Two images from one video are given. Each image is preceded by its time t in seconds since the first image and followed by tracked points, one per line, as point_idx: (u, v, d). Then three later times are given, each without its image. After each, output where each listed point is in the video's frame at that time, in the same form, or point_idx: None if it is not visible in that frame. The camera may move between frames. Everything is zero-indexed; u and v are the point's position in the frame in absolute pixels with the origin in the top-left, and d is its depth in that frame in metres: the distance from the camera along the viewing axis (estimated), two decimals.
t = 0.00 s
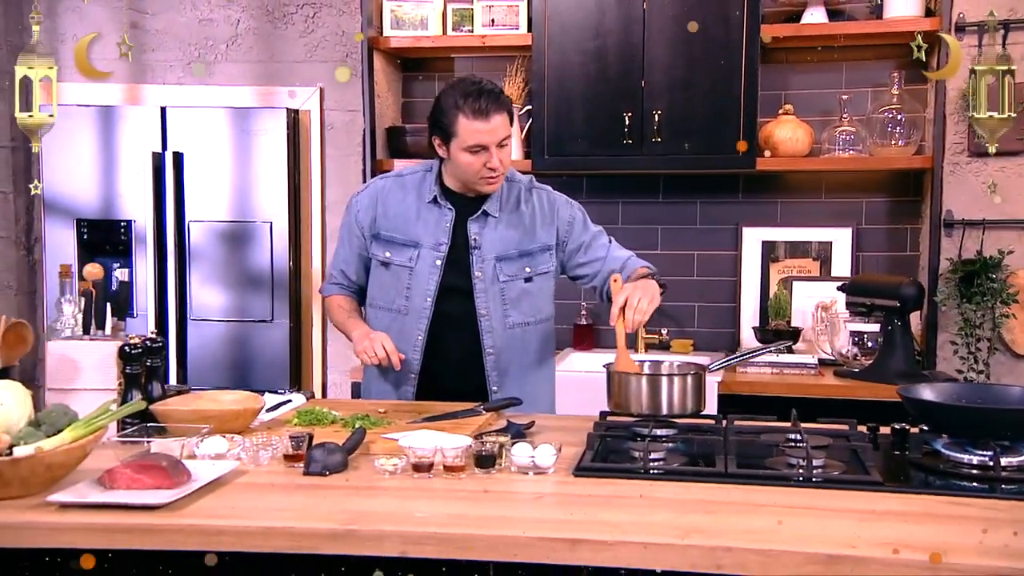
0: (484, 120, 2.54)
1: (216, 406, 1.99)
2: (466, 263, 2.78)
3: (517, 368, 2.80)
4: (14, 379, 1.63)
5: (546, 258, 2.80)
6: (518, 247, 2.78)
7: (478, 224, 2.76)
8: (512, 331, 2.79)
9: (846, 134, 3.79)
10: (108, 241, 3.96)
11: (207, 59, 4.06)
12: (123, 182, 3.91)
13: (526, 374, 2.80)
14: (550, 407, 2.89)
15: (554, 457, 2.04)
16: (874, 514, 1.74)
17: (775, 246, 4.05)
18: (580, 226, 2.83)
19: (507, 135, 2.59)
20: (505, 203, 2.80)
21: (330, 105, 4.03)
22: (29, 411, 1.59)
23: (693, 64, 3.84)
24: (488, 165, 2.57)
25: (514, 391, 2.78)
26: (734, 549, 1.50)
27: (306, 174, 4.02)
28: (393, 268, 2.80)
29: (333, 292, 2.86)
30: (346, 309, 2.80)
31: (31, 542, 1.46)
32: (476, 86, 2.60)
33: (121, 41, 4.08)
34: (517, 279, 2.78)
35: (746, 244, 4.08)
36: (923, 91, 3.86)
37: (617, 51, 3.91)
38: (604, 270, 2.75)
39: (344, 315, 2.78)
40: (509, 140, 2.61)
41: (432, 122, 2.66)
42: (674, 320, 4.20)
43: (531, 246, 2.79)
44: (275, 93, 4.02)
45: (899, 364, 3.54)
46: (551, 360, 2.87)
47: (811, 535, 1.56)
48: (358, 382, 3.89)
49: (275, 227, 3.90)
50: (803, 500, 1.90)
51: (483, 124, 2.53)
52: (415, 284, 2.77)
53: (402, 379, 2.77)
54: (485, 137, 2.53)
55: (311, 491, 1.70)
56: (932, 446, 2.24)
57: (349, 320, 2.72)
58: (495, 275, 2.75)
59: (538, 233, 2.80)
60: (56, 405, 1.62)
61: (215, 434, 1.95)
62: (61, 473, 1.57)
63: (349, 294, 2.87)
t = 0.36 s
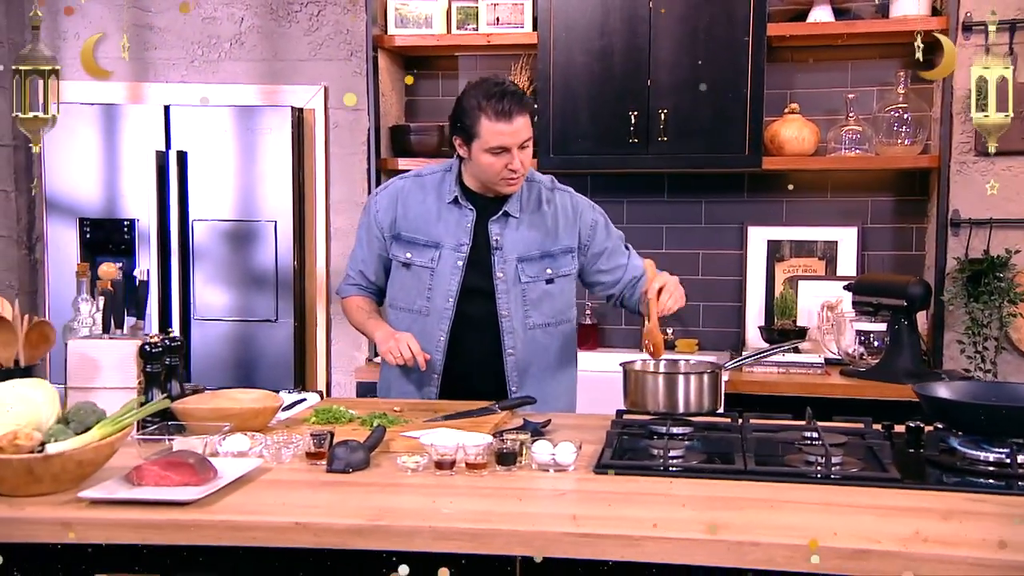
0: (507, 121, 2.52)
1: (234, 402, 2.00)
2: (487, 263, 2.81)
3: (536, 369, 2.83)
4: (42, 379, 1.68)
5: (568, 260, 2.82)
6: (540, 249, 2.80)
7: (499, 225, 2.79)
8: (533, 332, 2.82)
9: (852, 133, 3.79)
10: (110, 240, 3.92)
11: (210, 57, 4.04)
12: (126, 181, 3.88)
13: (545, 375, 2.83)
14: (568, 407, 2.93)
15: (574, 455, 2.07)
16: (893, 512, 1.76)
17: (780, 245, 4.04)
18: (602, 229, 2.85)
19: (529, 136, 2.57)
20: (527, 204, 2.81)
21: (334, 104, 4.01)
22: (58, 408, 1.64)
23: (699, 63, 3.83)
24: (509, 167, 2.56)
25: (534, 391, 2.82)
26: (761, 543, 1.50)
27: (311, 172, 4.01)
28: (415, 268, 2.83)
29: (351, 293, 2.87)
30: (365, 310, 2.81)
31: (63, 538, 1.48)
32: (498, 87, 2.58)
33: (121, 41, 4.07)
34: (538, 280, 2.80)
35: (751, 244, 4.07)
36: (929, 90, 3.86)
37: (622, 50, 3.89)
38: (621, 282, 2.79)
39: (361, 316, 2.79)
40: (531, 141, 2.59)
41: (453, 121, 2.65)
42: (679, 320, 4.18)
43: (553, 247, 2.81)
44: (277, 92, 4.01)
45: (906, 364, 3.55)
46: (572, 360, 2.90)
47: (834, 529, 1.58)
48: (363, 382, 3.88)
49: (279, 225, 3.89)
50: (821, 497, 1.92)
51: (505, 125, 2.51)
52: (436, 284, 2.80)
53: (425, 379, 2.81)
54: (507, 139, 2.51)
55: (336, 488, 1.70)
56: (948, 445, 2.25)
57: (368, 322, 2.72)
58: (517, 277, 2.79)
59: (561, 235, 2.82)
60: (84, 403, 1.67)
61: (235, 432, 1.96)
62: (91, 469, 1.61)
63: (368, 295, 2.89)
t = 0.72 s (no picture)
0: (521, 123, 2.50)
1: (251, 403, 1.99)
2: (506, 262, 2.80)
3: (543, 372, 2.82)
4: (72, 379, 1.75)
5: (585, 270, 2.83)
6: (560, 254, 2.80)
7: (520, 226, 2.79)
8: (542, 335, 2.82)
9: (860, 132, 3.78)
10: (113, 240, 3.92)
11: (214, 55, 4.01)
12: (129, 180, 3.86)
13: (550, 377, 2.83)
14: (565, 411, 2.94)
15: (594, 452, 2.09)
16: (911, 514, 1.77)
17: (787, 244, 4.03)
18: (614, 249, 2.88)
19: (546, 138, 2.54)
20: (549, 210, 2.81)
21: (339, 103, 3.99)
22: (85, 407, 1.70)
23: (706, 62, 3.82)
24: (521, 169, 2.55)
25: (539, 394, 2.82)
26: (787, 538, 1.50)
27: (315, 172, 3.98)
28: (434, 263, 2.82)
29: (362, 284, 2.86)
30: (376, 302, 2.80)
31: (99, 533, 1.53)
32: (519, 86, 2.55)
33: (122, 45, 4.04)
34: (554, 285, 2.80)
35: (757, 243, 4.05)
36: (936, 89, 3.85)
37: (628, 48, 3.88)
38: (614, 311, 2.86)
39: (373, 309, 2.77)
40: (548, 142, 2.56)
41: (475, 118, 2.64)
42: (685, 319, 4.15)
43: (572, 254, 2.81)
44: (283, 91, 3.97)
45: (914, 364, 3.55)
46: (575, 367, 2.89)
47: (856, 526, 1.60)
48: (368, 381, 3.85)
49: (284, 225, 3.87)
50: (841, 494, 1.93)
51: (518, 128, 2.49)
52: (454, 280, 2.79)
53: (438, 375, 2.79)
54: (519, 141, 2.50)
55: (360, 485, 1.70)
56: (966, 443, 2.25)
57: (382, 316, 2.72)
58: (534, 279, 2.79)
59: (580, 244, 2.82)
60: (112, 403, 1.71)
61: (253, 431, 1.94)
62: (118, 466, 1.66)
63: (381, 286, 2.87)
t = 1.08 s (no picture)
0: (486, 108, 2.51)
1: (266, 399, 2.01)
2: (509, 251, 2.78)
3: (554, 358, 2.79)
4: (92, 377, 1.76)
5: (590, 253, 2.80)
6: (564, 239, 2.78)
7: (522, 214, 2.76)
8: (551, 320, 2.79)
9: (867, 130, 3.76)
10: (114, 239, 3.89)
11: (215, 51, 3.97)
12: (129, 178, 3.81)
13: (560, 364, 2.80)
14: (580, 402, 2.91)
15: (613, 451, 2.10)
16: (935, 513, 1.77)
17: (793, 243, 4.00)
18: (617, 231, 2.85)
19: (515, 127, 2.53)
20: (549, 196, 2.79)
21: (342, 100, 3.95)
22: (106, 405, 1.72)
23: (712, 59, 3.79)
24: (487, 155, 2.57)
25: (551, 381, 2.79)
26: (809, 533, 1.48)
27: (318, 170, 3.95)
28: (438, 256, 2.77)
29: (365, 288, 2.78)
30: (381, 304, 2.72)
31: (122, 530, 1.54)
32: (497, 72, 2.56)
33: (122, 43, 3.99)
34: (560, 270, 2.77)
35: (763, 241, 4.02)
36: (944, 87, 3.82)
37: (634, 45, 3.85)
38: (619, 295, 2.83)
39: (377, 311, 2.69)
40: (519, 131, 2.55)
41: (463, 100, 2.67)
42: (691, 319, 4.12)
43: (577, 238, 2.79)
44: (285, 87, 3.95)
45: (922, 363, 3.54)
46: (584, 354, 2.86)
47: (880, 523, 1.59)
48: (371, 382, 3.81)
49: (287, 223, 3.83)
50: (861, 492, 1.91)
51: (483, 113, 2.51)
52: (460, 271, 2.75)
53: (450, 369, 2.76)
54: (484, 126, 2.52)
55: (380, 483, 1.69)
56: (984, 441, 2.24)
57: (388, 318, 2.64)
58: (540, 264, 2.76)
59: (584, 227, 2.80)
60: (133, 400, 1.73)
61: (269, 429, 1.98)
62: (141, 465, 1.68)
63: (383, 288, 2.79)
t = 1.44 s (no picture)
0: (488, 104, 2.50)
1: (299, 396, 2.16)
2: (514, 241, 2.76)
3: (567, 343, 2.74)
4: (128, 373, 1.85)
5: (595, 235, 2.76)
6: (567, 223, 2.76)
7: (522, 204, 2.75)
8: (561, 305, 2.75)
9: (894, 127, 3.72)
10: (133, 238, 3.87)
11: (235, 49, 3.94)
12: (149, 177, 3.80)
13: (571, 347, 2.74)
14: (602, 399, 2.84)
15: (646, 449, 2.09)
16: (978, 511, 1.76)
17: (817, 242, 3.95)
18: (620, 212, 2.81)
19: (517, 117, 2.53)
20: (548, 184, 2.79)
21: (362, 97, 3.91)
22: (146, 400, 1.79)
23: (736, 56, 3.75)
24: (494, 150, 2.57)
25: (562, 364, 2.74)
26: (853, 530, 1.51)
27: (337, 167, 3.93)
28: (444, 258, 2.77)
29: (391, 308, 2.81)
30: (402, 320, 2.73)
31: (167, 524, 1.60)
32: (490, 68, 2.55)
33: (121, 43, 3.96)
34: (566, 253, 2.74)
35: (787, 240, 3.97)
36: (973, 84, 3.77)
37: (657, 41, 3.81)
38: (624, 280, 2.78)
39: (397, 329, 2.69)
40: (521, 121, 2.55)
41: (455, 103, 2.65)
42: (713, 319, 4.08)
43: (580, 221, 2.77)
44: (306, 85, 3.92)
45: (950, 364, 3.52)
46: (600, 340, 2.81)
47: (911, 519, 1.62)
48: (391, 381, 3.77)
49: (306, 221, 3.80)
50: (897, 489, 1.91)
51: (486, 108, 2.49)
52: (468, 269, 2.75)
53: (474, 368, 2.76)
54: (489, 122, 2.51)
55: (416, 479, 1.77)
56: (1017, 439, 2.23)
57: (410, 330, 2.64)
58: (545, 248, 2.74)
59: (585, 210, 2.77)
60: (171, 397, 1.82)
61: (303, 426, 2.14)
62: (181, 460, 1.75)
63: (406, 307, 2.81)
